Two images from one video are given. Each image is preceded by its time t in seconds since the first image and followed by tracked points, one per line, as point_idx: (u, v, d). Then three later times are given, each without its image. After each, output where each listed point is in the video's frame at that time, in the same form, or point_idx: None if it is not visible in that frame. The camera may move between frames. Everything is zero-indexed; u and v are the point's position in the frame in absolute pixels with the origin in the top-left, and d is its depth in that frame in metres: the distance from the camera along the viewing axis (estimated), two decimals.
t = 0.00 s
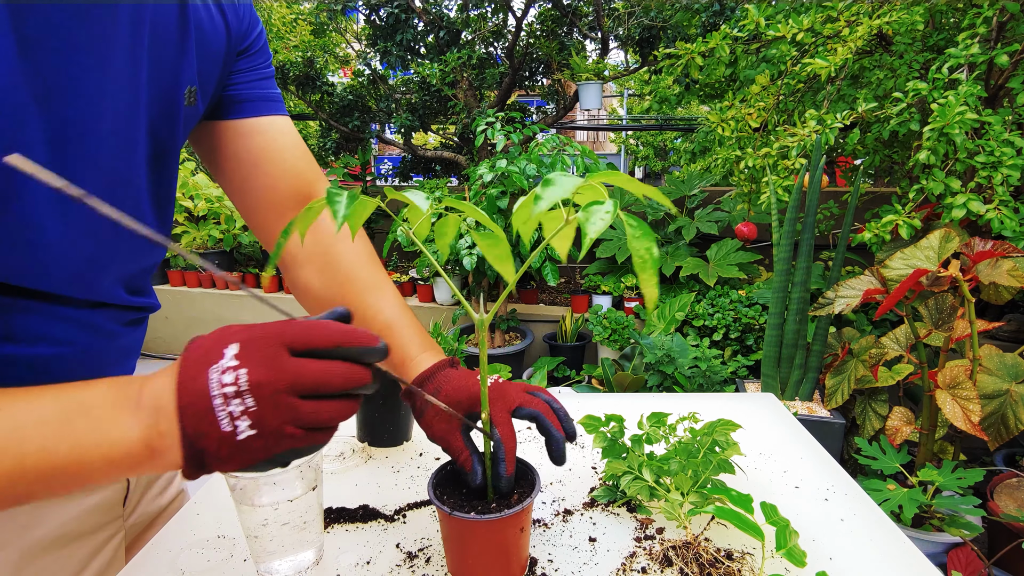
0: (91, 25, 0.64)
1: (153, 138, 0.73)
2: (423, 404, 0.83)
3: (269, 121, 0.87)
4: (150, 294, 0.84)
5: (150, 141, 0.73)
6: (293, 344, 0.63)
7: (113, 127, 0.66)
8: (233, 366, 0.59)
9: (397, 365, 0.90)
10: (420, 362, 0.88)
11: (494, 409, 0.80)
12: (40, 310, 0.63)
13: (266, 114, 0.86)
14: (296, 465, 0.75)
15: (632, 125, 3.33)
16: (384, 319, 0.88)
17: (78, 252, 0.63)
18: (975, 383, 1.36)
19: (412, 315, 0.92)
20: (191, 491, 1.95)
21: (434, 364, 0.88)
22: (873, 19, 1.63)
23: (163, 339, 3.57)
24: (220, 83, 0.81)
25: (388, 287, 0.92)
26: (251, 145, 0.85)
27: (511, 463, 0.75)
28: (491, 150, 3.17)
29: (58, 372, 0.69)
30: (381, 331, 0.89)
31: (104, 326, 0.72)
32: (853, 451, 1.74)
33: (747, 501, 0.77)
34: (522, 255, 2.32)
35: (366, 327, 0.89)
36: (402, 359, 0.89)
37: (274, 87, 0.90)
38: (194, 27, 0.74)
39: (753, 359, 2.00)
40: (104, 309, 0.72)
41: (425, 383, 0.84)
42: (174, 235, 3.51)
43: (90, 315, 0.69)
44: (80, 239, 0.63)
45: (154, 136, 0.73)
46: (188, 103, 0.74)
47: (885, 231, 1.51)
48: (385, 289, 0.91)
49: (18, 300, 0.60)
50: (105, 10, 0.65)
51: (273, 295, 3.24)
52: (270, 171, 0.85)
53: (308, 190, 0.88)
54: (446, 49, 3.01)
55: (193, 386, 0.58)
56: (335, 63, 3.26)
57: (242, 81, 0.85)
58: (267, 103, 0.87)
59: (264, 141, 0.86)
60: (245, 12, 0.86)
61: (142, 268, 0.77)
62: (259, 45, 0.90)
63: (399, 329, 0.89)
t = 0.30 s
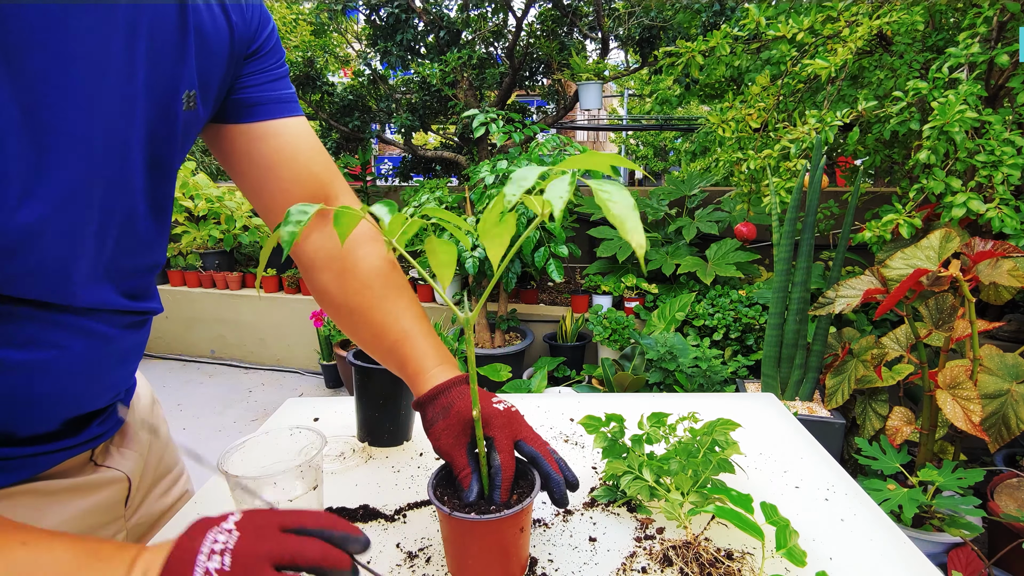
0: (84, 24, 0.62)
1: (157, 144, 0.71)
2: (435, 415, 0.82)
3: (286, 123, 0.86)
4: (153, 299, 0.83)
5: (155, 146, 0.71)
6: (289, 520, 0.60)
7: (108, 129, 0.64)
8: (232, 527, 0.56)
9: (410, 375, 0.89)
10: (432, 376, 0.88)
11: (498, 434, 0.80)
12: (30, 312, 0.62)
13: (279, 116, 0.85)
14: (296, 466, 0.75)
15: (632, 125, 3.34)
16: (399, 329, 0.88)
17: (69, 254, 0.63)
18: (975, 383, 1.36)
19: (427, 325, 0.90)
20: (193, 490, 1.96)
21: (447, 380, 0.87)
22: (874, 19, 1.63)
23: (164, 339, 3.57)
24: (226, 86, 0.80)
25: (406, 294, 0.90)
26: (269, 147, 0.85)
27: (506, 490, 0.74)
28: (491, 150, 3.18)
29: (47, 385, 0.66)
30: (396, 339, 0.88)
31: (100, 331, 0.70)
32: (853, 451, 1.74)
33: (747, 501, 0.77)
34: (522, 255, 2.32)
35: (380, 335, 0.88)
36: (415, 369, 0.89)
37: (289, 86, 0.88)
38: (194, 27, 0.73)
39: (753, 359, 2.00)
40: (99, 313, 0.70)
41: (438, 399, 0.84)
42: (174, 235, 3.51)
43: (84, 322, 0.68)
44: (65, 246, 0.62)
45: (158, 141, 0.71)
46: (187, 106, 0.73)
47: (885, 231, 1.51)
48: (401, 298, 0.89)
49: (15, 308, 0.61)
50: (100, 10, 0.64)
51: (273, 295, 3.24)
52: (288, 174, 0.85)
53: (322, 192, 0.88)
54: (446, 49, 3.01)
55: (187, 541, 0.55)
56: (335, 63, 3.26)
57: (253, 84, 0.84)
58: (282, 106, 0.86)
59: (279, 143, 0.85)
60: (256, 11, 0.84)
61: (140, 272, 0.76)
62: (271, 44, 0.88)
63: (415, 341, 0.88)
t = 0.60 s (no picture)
0: (89, 26, 0.62)
1: (156, 144, 0.71)
2: (432, 427, 0.81)
3: (282, 122, 0.86)
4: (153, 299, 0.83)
5: (153, 147, 0.71)
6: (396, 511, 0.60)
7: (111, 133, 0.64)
8: (342, 513, 0.56)
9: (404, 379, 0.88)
10: (429, 382, 0.87)
11: (501, 440, 0.78)
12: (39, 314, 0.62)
13: (277, 113, 0.85)
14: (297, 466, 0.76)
15: (632, 125, 3.33)
16: (395, 332, 0.87)
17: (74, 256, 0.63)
18: (976, 383, 1.36)
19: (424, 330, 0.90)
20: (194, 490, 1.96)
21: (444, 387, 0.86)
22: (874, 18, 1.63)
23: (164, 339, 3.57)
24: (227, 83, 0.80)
25: (402, 298, 0.90)
26: (266, 147, 0.85)
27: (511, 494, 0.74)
28: (490, 150, 3.17)
29: (51, 386, 0.66)
30: (391, 342, 0.87)
31: (103, 332, 0.71)
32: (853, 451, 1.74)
33: (747, 501, 0.77)
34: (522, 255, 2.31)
35: (376, 338, 0.87)
36: (410, 373, 0.87)
37: (287, 85, 0.89)
38: (196, 27, 0.73)
39: (753, 359, 2.00)
40: (103, 314, 0.70)
41: (434, 408, 0.82)
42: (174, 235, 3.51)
43: (89, 324, 0.68)
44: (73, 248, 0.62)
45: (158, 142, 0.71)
46: (189, 106, 0.73)
47: (886, 231, 1.51)
48: (397, 301, 0.89)
49: (25, 310, 0.60)
50: (101, 10, 0.63)
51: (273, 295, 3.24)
52: (286, 176, 0.85)
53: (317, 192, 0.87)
54: (446, 49, 3.01)
55: (293, 521, 0.55)
56: (335, 63, 3.26)
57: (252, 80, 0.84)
58: (279, 102, 0.86)
59: (274, 141, 0.85)
60: (254, 10, 0.84)
61: (139, 274, 0.76)
62: (269, 43, 0.88)
63: (411, 344, 0.88)
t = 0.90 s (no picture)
0: (105, 25, 0.59)
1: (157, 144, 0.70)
2: (423, 403, 0.82)
3: (273, 126, 0.87)
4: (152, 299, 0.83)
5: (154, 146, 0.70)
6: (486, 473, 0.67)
7: (128, 134, 0.62)
8: (447, 462, 0.64)
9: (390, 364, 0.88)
10: (415, 362, 0.87)
11: (499, 404, 0.81)
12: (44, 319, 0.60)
13: (269, 118, 0.86)
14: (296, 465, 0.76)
15: (632, 125, 3.33)
16: (375, 315, 0.87)
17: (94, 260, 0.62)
18: (975, 383, 1.36)
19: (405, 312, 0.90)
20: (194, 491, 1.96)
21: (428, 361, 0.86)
22: (874, 18, 1.63)
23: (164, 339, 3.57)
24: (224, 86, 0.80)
25: (382, 282, 0.91)
26: (254, 145, 0.85)
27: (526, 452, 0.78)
28: (490, 150, 3.17)
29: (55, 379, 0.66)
30: (374, 327, 0.87)
31: (104, 335, 0.70)
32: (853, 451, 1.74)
33: (747, 501, 0.77)
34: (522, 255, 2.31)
35: (358, 324, 0.87)
36: (395, 356, 0.88)
37: (277, 91, 0.89)
38: (198, 29, 0.72)
39: (753, 359, 2.00)
40: (107, 317, 0.70)
41: (423, 386, 0.83)
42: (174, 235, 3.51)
43: (91, 327, 0.68)
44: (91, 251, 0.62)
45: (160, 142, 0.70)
46: (188, 106, 0.72)
47: (885, 231, 1.51)
48: (377, 286, 0.90)
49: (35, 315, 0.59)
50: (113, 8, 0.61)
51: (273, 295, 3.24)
52: (269, 169, 0.86)
53: (304, 190, 0.89)
54: (446, 49, 3.01)
55: (403, 464, 0.62)
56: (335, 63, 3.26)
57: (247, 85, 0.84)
58: (272, 108, 0.87)
59: (268, 143, 0.85)
60: (251, 15, 0.84)
61: (140, 274, 0.75)
62: (263, 48, 0.88)
63: (392, 326, 0.88)
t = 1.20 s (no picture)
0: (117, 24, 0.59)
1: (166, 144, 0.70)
2: (428, 422, 0.83)
3: (280, 129, 0.87)
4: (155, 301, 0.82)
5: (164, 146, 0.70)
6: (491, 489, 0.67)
7: (139, 136, 0.62)
8: (457, 479, 0.63)
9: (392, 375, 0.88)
10: (418, 374, 0.87)
11: (497, 431, 0.80)
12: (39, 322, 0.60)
13: (275, 120, 0.86)
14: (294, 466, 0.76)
15: (633, 125, 3.33)
16: (379, 326, 0.87)
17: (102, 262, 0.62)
18: (975, 383, 1.36)
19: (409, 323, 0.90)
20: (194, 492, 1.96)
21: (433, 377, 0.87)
22: (874, 18, 1.63)
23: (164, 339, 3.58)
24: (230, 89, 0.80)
25: (386, 293, 0.91)
26: (260, 151, 0.85)
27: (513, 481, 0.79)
28: (490, 150, 3.17)
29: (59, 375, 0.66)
30: (377, 338, 0.87)
31: (104, 341, 0.70)
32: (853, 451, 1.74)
33: (748, 501, 0.77)
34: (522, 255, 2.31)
35: (361, 333, 0.87)
36: (398, 368, 0.88)
37: (286, 92, 0.89)
38: (208, 32, 0.72)
39: (753, 359, 2.00)
40: (108, 322, 0.69)
41: (427, 404, 0.83)
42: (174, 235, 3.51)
43: (90, 332, 0.67)
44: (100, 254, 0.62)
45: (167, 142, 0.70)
46: (195, 108, 0.72)
47: (885, 230, 1.50)
48: (382, 296, 0.90)
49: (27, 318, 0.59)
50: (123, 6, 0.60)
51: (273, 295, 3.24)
52: (277, 176, 0.86)
53: (309, 196, 0.89)
54: (446, 49, 3.01)
55: (414, 477, 0.61)
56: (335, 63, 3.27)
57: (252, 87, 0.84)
58: (279, 110, 0.87)
59: (273, 148, 0.85)
60: (259, 17, 0.84)
61: (148, 277, 0.75)
62: (271, 50, 0.88)
63: (396, 338, 0.88)
